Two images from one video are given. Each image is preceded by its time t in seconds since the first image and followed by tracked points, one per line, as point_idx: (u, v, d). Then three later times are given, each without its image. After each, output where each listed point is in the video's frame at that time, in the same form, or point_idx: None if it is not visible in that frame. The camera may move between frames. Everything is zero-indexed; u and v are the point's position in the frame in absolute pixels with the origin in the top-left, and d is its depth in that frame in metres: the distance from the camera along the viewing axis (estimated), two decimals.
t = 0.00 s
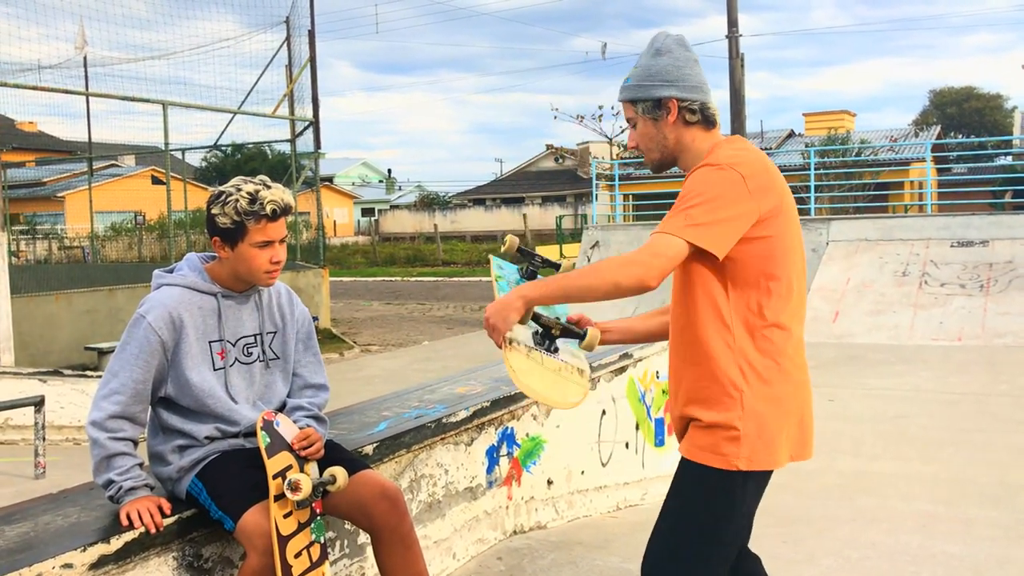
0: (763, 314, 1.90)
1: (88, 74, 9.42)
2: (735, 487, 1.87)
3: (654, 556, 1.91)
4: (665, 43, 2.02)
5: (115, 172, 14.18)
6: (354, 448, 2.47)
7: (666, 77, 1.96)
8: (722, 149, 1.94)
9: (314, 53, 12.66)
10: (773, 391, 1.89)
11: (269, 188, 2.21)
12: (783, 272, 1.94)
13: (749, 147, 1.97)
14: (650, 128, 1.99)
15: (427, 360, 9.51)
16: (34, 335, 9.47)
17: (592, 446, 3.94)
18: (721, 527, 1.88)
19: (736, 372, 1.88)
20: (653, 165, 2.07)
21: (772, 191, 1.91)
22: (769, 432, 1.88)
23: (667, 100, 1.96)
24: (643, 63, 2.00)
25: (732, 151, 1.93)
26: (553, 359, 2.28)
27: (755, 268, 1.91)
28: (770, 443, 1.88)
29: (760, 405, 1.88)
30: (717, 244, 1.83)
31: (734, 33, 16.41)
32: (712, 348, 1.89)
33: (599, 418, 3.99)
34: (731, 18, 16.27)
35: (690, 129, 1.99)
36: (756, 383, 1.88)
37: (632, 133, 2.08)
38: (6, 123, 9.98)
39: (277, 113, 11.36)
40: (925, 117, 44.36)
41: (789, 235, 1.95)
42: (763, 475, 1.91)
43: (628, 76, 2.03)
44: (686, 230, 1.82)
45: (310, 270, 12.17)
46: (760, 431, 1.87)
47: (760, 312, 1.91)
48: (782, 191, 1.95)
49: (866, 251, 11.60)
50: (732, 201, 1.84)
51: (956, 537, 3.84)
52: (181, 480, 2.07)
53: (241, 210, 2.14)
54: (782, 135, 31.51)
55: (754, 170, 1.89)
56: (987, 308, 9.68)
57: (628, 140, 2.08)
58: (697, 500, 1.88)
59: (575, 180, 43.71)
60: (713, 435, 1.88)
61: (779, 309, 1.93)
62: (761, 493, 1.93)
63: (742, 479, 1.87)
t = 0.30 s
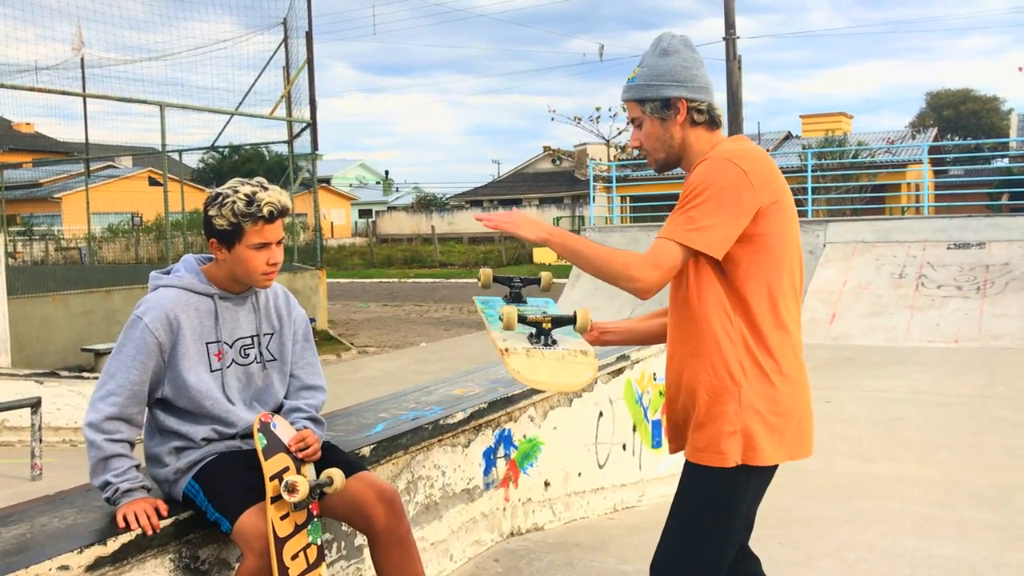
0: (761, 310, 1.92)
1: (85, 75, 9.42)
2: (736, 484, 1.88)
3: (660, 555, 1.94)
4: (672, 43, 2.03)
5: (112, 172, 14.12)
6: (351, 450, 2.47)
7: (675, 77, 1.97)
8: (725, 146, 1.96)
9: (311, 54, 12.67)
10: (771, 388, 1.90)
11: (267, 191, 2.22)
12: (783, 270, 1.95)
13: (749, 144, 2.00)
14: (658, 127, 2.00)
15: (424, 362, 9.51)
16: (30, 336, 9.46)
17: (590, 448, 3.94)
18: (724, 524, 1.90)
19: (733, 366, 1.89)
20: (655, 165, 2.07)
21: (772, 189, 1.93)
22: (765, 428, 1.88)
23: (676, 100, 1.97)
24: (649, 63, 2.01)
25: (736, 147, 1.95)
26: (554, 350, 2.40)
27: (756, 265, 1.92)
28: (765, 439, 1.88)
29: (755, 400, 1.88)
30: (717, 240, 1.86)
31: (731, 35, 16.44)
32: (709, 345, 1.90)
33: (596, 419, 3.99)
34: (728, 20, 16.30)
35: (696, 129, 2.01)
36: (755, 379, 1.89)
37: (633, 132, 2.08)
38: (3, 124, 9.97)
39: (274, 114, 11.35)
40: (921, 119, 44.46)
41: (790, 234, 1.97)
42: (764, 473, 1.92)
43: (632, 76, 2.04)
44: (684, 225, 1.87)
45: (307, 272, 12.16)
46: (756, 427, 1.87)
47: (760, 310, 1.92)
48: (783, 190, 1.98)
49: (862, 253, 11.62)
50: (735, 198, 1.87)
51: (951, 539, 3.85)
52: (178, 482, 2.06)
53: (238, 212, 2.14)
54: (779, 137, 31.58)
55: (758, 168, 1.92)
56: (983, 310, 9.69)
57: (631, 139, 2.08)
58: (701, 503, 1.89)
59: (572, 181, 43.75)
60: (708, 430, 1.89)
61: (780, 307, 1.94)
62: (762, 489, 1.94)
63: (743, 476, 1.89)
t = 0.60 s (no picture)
0: (739, 315, 1.92)
1: (84, 76, 9.42)
2: (720, 487, 1.89)
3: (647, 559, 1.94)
4: (635, 45, 2.04)
5: (113, 174, 14.07)
6: (348, 451, 2.47)
7: (643, 81, 1.97)
8: (696, 150, 1.96)
9: (311, 56, 12.67)
10: (752, 390, 1.91)
11: (265, 192, 2.22)
12: (760, 274, 1.96)
13: (717, 145, 2.00)
14: (626, 132, 2.00)
15: (423, 363, 9.51)
16: (29, 337, 9.46)
17: (588, 449, 3.94)
18: (710, 523, 1.90)
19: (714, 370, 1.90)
20: (623, 169, 2.07)
21: (745, 195, 1.93)
22: (748, 429, 1.89)
23: (645, 105, 1.98)
24: (615, 67, 2.01)
25: (708, 153, 1.94)
26: (499, 358, 2.51)
27: (733, 272, 1.92)
28: (749, 440, 1.89)
29: (738, 402, 1.89)
30: (692, 252, 1.86)
31: (730, 38, 16.47)
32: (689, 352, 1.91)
33: (594, 421, 3.99)
34: (727, 23, 16.32)
35: (664, 132, 2.01)
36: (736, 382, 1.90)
37: (602, 136, 2.08)
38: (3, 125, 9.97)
39: (274, 116, 11.36)
40: (920, 122, 44.53)
41: (765, 237, 1.97)
42: (748, 472, 1.92)
43: (597, 80, 2.04)
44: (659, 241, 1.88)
45: (307, 273, 12.15)
46: (739, 429, 1.88)
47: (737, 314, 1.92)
48: (755, 195, 1.98)
49: (861, 256, 11.63)
50: (709, 209, 1.87)
51: (949, 541, 3.85)
52: (176, 483, 2.07)
53: (236, 213, 2.15)
54: (778, 139, 31.63)
55: (730, 176, 1.92)
56: (982, 312, 9.70)
57: (599, 143, 2.08)
58: (685, 505, 1.90)
59: (571, 183, 43.79)
60: (691, 435, 1.90)
61: (758, 310, 1.95)
62: (746, 486, 1.95)
63: (727, 474, 1.89)
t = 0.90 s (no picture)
0: (707, 317, 1.92)
1: (84, 76, 9.42)
2: (698, 486, 1.90)
3: (631, 560, 1.96)
4: (582, 54, 2.04)
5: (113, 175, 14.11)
6: (348, 452, 2.47)
7: (588, 92, 1.98)
8: (647, 162, 1.96)
9: (311, 57, 12.67)
10: (724, 389, 1.92)
11: (267, 193, 2.22)
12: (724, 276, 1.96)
13: (669, 152, 2.01)
14: (573, 143, 2.01)
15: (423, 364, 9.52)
16: (30, 338, 9.46)
17: (587, 450, 3.95)
18: (692, 523, 1.92)
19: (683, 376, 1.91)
20: (573, 179, 2.09)
21: (700, 202, 1.93)
22: (723, 427, 1.90)
23: (591, 116, 1.99)
24: (562, 77, 2.02)
25: (658, 164, 1.94)
26: (468, 368, 2.37)
27: (695, 278, 1.93)
28: (725, 438, 1.90)
29: (712, 403, 1.90)
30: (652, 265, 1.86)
31: (730, 40, 16.48)
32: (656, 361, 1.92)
33: (593, 422, 3.99)
34: (727, 24, 16.32)
35: (612, 143, 2.02)
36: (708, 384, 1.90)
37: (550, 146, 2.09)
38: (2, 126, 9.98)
39: (274, 117, 11.36)
40: (921, 124, 44.55)
41: (723, 239, 1.98)
42: (727, 469, 1.94)
43: (544, 90, 2.05)
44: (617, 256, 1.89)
45: (306, 274, 12.15)
46: (713, 429, 1.89)
47: (704, 317, 1.92)
48: (709, 199, 1.98)
49: (861, 257, 11.64)
50: (665, 221, 1.87)
51: (949, 542, 3.86)
52: (176, 484, 2.07)
53: (237, 214, 2.15)
54: (778, 141, 31.65)
55: (684, 185, 1.91)
56: (982, 314, 9.71)
57: (548, 154, 2.10)
58: (666, 506, 1.91)
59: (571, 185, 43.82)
60: (668, 438, 1.91)
61: (723, 311, 1.95)
62: (728, 485, 1.96)
63: (705, 475, 1.90)
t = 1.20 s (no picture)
0: (672, 319, 1.92)
1: (86, 76, 9.43)
2: (676, 486, 1.90)
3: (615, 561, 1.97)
4: (529, 69, 2.06)
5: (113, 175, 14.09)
6: (349, 452, 2.47)
7: (536, 105, 1.98)
8: (598, 170, 1.96)
9: (312, 57, 12.68)
10: (696, 389, 1.91)
11: (270, 194, 2.23)
12: (687, 276, 1.95)
13: (622, 157, 2.01)
14: (524, 157, 2.01)
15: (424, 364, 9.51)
16: (31, 338, 9.47)
17: (588, 450, 3.95)
18: (669, 526, 1.92)
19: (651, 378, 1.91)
20: (530, 192, 2.09)
21: (653, 206, 1.93)
22: (698, 427, 1.90)
23: (538, 129, 1.99)
24: (510, 92, 2.03)
25: (609, 171, 1.94)
26: (441, 385, 2.44)
27: (654, 282, 1.93)
28: (700, 438, 1.89)
29: (683, 404, 1.89)
30: (608, 273, 1.87)
31: (731, 40, 16.48)
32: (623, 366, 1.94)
33: (594, 422, 3.99)
34: (728, 24, 16.32)
35: (562, 154, 2.02)
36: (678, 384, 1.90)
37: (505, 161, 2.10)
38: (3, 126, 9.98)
39: (275, 117, 11.36)
40: (922, 123, 44.49)
41: (683, 239, 1.97)
42: (706, 469, 1.92)
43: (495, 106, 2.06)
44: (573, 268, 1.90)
45: (307, 274, 12.15)
46: (687, 429, 1.89)
47: (670, 319, 1.92)
48: (664, 200, 1.97)
49: (862, 257, 11.63)
50: (617, 228, 1.87)
51: (949, 543, 3.86)
52: (177, 484, 2.07)
53: (241, 215, 2.15)
54: (778, 141, 31.65)
55: (635, 191, 1.91)
56: (983, 314, 9.71)
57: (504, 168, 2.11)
58: (645, 507, 1.92)
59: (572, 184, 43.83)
60: (643, 441, 1.91)
61: (688, 311, 1.94)
62: (708, 485, 1.95)
63: (681, 476, 1.90)
